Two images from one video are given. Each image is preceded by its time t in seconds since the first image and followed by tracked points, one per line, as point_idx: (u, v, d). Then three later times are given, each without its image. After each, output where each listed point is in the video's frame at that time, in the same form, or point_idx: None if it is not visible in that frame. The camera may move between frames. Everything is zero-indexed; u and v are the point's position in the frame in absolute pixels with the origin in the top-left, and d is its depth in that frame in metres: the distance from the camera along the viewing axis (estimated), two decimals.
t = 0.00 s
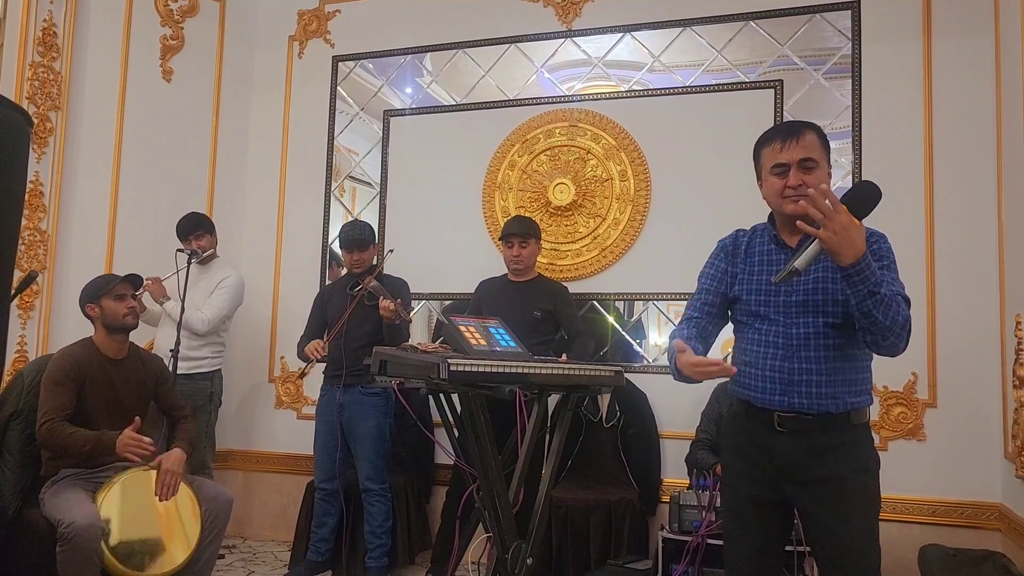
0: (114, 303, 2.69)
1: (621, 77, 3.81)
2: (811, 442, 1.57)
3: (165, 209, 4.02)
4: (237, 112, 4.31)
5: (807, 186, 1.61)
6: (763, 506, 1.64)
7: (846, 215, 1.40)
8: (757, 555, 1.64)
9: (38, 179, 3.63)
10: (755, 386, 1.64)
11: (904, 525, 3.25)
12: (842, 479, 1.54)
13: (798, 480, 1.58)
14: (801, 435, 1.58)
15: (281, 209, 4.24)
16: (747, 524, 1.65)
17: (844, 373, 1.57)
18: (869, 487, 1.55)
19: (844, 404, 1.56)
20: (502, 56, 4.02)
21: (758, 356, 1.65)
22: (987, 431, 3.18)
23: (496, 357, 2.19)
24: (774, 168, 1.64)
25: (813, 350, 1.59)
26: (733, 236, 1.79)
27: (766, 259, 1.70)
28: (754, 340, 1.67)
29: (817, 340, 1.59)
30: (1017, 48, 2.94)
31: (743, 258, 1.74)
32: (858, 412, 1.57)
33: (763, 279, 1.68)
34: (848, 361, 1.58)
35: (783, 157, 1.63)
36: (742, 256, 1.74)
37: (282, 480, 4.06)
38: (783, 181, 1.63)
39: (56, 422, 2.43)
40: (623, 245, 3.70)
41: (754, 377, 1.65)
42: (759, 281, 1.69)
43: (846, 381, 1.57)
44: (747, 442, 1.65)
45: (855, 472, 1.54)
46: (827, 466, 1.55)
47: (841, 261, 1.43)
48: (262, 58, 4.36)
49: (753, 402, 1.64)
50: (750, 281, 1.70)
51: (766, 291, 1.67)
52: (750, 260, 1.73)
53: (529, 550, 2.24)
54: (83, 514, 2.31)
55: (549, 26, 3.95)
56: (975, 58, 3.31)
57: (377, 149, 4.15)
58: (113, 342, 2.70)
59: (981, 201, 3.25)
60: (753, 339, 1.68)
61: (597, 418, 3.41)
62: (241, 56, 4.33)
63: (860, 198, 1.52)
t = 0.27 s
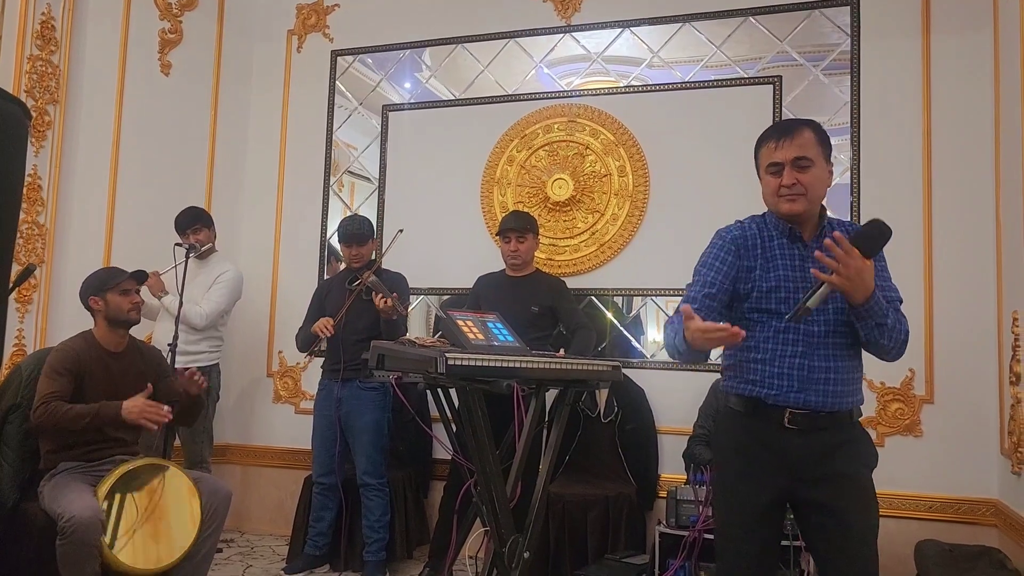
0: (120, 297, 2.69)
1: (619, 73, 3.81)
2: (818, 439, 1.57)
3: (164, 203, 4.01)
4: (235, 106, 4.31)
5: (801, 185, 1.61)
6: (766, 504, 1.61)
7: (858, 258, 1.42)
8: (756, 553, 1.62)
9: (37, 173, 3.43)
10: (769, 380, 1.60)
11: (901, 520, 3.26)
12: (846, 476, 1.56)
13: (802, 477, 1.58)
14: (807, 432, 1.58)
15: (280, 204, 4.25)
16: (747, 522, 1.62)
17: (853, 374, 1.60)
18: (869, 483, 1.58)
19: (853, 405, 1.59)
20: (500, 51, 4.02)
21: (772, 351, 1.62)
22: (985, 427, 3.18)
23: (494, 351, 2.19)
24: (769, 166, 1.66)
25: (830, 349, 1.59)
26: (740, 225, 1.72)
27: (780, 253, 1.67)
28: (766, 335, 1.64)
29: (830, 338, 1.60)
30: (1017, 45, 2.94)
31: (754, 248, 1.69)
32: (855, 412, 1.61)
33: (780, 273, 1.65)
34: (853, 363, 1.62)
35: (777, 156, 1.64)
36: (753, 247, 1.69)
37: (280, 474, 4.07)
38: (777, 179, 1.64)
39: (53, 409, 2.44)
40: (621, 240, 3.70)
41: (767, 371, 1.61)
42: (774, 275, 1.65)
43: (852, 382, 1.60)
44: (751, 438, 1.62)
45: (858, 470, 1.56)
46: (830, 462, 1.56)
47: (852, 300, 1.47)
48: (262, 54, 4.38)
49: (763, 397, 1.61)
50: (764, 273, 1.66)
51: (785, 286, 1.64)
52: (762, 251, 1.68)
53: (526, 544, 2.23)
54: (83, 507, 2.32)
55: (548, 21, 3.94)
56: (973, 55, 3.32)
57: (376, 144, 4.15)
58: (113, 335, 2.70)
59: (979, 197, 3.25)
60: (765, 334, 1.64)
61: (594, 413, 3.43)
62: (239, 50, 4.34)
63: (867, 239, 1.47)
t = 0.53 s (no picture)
0: (115, 292, 2.68)
1: (619, 69, 3.82)
2: (807, 435, 1.57)
3: (163, 199, 4.01)
4: (235, 101, 4.31)
5: (798, 182, 1.62)
6: (758, 501, 1.63)
7: (874, 338, 1.41)
8: (751, 549, 1.64)
9: (36, 168, 3.43)
10: (750, 377, 1.63)
11: (899, 516, 3.26)
12: (837, 472, 1.56)
13: (793, 474, 1.59)
14: (797, 427, 1.58)
15: (280, 199, 4.25)
16: (740, 518, 1.64)
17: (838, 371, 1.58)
18: (863, 480, 1.58)
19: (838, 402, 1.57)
20: (500, 47, 4.01)
21: (753, 347, 1.64)
22: (983, 423, 3.19)
23: (494, 346, 2.19)
24: (767, 163, 1.66)
25: (810, 346, 1.59)
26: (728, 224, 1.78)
27: (765, 250, 1.70)
28: (749, 330, 1.67)
29: (813, 335, 1.60)
30: (1017, 42, 2.94)
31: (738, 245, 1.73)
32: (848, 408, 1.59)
33: (761, 270, 1.68)
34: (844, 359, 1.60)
35: (775, 152, 1.65)
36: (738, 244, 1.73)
37: (279, 469, 4.07)
38: (775, 176, 1.65)
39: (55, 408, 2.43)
40: (621, 236, 3.71)
41: (749, 369, 1.63)
42: (756, 271, 1.68)
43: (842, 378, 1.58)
44: (742, 435, 1.63)
45: (848, 466, 1.56)
46: (820, 459, 1.56)
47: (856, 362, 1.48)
48: (261, 49, 4.38)
49: (747, 394, 1.63)
50: (745, 270, 1.69)
51: (766, 282, 1.66)
52: (746, 249, 1.72)
53: (526, 539, 2.24)
54: (82, 501, 2.32)
55: (548, 17, 3.94)
56: (973, 51, 3.32)
57: (376, 139, 4.16)
58: (115, 331, 2.70)
59: (978, 194, 3.26)
60: (747, 331, 1.67)
61: (594, 409, 3.44)
62: (239, 46, 4.34)
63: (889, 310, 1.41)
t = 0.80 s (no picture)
0: (117, 289, 2.69)
1: (618, 66, 3.82)
2: (792, 429, 1.58)
3: (162, 196, 4.00)
4: (234, 98, 4.31)
5: (798, 176, 1.63)
6: (750, 493, 1.65)
7: (911, 317, 1.31)
8: (745, 542, 1.66)
9: (36, 165, 3.41)
10: (732, 373, 1.68)
11: (897, 513, 3.27)
12: (826, 467, 1.56)
13: (782, 468, 1.60)
14: (781, 422, 1.59)
15: (279, 196, 4.26)
16: (733, 512, 1.66)
17: (820, 365, 1.58)
18: (855, 475, 1.56)
19: (819, 395, 1.56)
20: (499, 44, 4.01)
21: (737, 344, 1.69)
22: (981, 420, 3.20)
23: (493, 342, 2.20)
24: (766, 157, 1.66)
25: (787, 340, 1.61)
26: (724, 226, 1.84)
27: (750, 249, 1.73)
28: (735, 327, 1.72)
29: (792, 329, 1.61)
30: (1015, 39, 2.95)
31: (728, 246, 1.79)
32: (839, 400, 1.57)
33: (743, 268, 1.72)
34: (828, 350, 1.59)
35: (775, 147, 1.65)
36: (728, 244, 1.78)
37: (278, 466, 4.08)
38: (774, 170, 1.65)
39: (57, 407, 2.43)
40: (620, 233, 3.71)
41: (732, 364, 1.69)
42: (740, 270, 1.73)
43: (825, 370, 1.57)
44: (733, 430, 1.66)
45: (837, 460, 1.55)
46: (807, 453, 1.57)
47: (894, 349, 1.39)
48: (261, 46, 4.38)
49: (730, 390, 1.68)
50: (730, 270, 1.75)
51: (747, 280, 1.70)
52: (734, 249, 1.77)
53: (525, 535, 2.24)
54: (82, 498, 2.32)
55: (547, 14, 3.94)
56: (971, 49, 3.32)
57: (375, 136, 4.16)
58: (113, 327, 2.70)
59: (976, 191, 3.26)
60: (733, 328, 1.72)
61: (592, 406, 3.45)
62: (238, 42, 4.34)
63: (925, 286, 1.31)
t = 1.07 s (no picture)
0: (114, 285, 2.69)
1: (618, 64, 3.81)
2: (795, 429, 1.58)
3: (162, 193, 4.00)
4: (233, 96, 4.31)
5: (798, 176, 1.62)
6: (751, 493, 1.65)
7: (923, 231, 1.35)
8: (744, 541, 1.66)
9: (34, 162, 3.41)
10: (745, 373, 1.64)
11: (896, 511, 3.27)
12: (828, 466, 1.56)
13: (783, 467, 1.60)
14: (788, 421, 1.59)
15: (278, 193, 4.25)
16: (732, 511, 1.66)
17: (836, 363, 1.59)
18: (857, 474, 1.57)
19: (835, 393, 1.58)
20: (499, 42, 4.01)
21: (748, 344, 1.65)
22: (980, 418, 3.20)
23: (492, 340, 2.20)
24: (764, 158, 1.66)
25: (806, 340, 1.60)
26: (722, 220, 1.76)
27: (760, 245, 1.69)
28: (744, 327, 1.68)
29: (810, 330, 1.60)
30: (1016, 37, 2.94)
31: (732, 242, 1.72)
32: (845, 401, 1.60)
33: (756, 266, 1.67)
34: (841, 350, 1.61)
35: (773, 147, 1.64)
36: (732, 240, 1.72)
37: (278, 463, 4.08)
38: (774, 171, 1.64)
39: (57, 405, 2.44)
40: (619, 231, 3.71)
41: (745, 364, 1.64)
42: (752, 268, 1.68)
43: (838, 371, 1.60)
44: (735, 429, 1.66)
45: (838, 460, 1.56)
46: (809, 453, 1.57)
47: (919, 274, 1.42)
48: (260, 43, 4.38)
49: (742, 390, 1.65)
50: (741, 266, 1.69)
51: (760, 279, 1.66)
52: (741, 245, 1.71)
53: (524, 533, 2.25)
54: (85, 493, 2.33)
55: (547, 12, 3.94)
56: (971, 46, 3.32)
57: (374, 133, 4.15)
58: (112, 323, 2.71)
59: (976, 190, 3.26)
60: (742, 327, 1.68)
61: (591, 403, 3.45)
62: (238, 40, 4.34)
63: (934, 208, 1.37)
